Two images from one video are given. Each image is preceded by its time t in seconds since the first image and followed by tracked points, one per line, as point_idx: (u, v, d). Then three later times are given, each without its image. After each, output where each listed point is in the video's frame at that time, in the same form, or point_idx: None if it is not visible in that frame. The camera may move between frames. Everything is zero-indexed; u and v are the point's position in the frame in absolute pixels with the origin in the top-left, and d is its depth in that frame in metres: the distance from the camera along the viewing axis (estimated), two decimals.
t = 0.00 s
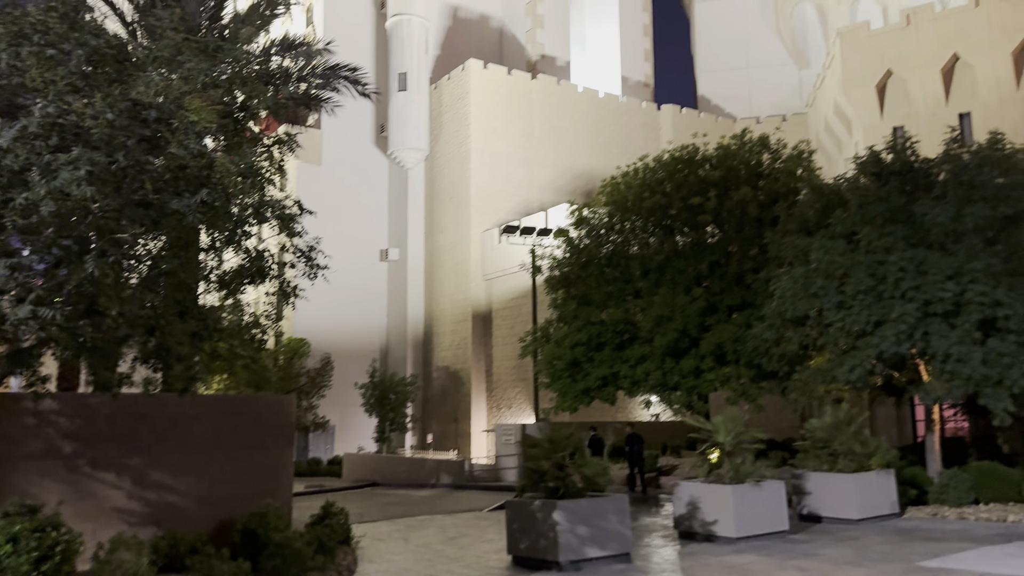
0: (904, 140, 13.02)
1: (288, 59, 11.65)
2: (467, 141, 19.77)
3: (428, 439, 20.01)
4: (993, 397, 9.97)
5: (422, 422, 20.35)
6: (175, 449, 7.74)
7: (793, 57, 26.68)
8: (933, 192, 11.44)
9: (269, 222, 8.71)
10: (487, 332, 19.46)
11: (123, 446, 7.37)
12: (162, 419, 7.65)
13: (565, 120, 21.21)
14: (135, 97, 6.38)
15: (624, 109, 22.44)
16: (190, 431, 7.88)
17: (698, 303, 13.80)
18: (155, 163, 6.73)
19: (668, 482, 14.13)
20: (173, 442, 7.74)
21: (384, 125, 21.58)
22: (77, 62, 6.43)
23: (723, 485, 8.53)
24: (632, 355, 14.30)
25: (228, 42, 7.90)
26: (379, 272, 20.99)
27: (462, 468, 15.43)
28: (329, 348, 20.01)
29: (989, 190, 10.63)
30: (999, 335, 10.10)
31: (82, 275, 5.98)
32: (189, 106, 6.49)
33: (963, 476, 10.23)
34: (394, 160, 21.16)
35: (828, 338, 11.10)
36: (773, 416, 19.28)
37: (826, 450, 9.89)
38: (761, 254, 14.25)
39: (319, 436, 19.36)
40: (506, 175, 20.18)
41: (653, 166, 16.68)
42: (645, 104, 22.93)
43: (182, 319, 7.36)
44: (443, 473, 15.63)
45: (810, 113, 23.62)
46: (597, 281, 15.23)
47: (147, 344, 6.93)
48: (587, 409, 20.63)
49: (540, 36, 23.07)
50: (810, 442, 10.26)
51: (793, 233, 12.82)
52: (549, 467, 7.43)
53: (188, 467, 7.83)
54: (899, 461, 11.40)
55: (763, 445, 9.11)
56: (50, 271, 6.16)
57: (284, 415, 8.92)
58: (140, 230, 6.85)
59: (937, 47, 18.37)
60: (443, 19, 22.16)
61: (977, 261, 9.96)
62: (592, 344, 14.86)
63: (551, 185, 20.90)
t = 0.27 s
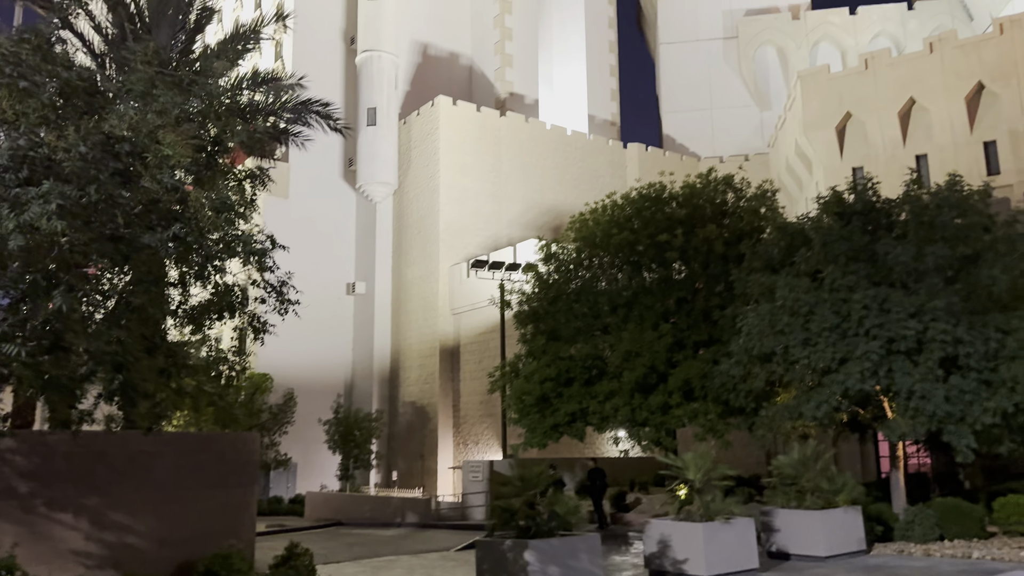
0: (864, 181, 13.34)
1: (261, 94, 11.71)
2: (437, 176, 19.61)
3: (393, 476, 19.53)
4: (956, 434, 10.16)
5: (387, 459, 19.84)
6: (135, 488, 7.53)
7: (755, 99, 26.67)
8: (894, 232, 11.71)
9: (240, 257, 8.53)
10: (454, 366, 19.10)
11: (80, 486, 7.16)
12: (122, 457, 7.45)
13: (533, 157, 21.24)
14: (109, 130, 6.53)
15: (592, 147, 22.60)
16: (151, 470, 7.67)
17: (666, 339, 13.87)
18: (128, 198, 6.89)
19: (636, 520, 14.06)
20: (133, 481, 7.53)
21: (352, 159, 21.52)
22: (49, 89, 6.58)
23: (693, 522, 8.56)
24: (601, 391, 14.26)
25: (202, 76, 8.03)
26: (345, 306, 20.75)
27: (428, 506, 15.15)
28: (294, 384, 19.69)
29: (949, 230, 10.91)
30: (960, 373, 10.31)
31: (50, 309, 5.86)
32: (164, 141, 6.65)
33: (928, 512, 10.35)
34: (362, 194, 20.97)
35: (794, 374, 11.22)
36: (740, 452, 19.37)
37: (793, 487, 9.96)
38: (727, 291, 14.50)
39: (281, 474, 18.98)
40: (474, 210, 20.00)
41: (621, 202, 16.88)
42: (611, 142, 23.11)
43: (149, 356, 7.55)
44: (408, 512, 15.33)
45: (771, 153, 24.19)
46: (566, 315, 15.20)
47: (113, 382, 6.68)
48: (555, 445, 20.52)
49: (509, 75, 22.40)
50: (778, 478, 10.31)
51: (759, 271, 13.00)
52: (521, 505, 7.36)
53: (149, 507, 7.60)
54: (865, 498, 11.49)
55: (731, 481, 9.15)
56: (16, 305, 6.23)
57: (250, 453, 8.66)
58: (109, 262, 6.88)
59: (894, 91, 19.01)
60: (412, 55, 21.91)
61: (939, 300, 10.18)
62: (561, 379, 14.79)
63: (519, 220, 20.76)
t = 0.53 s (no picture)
0: (839, 224, 13.54)
1: (243, 133, 11.76)
2: (416, 215, 19.27)
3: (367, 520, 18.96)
4: (933, 476, 10.24)
5: (361, 501, 19.34)
6: (106, 534, 7.57)
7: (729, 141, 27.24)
8: (868, 275, 11.88)
9: (220, 299, 8.52)
10: (432, 407, 18.77)
11: (49, 531, 7.15)
12: (93, 502, 7.50)
13: (511, 194, 20.94)
14: (92, 171, 7.10)
15: (570, 188, 22.37)
16: (123, 515, 7.74)
17: (645, 380, 13.83)
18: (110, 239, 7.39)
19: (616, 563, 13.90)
20: (104, 525, 7.58)
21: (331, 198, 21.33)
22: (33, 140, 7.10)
23: (674, 566, 8.51)
24: (580, 433, 14.12)
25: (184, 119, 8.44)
26: (321, 345, 20.47)
27: (403, 551, 14.83)
28: (267, 425, 19.33)
29: (923, 273, 11.09)
30: (936, 415, 10.41)
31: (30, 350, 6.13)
32: (149, 184, 7.22)
33: (909, 555, 10.34)
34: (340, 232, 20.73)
35: (773, 417, 11.24)
36: (719, 494, 19.30)
37: (773, 529, 9.95)
38: (704, 331, 14.61)
39: (252, 517, 18.69)
40: (453, 249, 19.65)
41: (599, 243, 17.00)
42: (589, 183, 22.98)
43: (127, 399, 7.48)
44: (384, 557, 15.01)
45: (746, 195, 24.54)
46: (545, 356, 15.14)
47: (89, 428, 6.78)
48: (534, 487, 20.31)
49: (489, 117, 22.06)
50: (758, 521, 10.30)
51: (736, 312, 13.08)
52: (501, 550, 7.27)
53: (119, 553, 7.64)
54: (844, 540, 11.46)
55: (710, 524, 9.14)
56: None
57: (222, 498, 8.86)
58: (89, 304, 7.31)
59: (865, 136, 19.47)
60: (392, 97, 21.57)
61: (914, 343, 10.32)
62: (540, 421, 14.64)
63: (497, 259, 20.41)
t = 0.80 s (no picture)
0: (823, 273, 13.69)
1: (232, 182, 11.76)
2: (403, 262, 19.22)
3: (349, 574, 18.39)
4: (923, 528, 10.11)
5: (344, 554, 18.85)
6: None
7: (712, 191, 27.57)
8: (854, 324, 11.98)
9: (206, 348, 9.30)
10: (418, 457, 18.40)
11: None
12: (72, 555, 8.32)
13: (500, 242, 21.04)
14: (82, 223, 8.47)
15: (557, 235, 22.50)
16: (100, 567, 8.52)
17: (634, 429, 13.71)
18: (99, 288, 8.65)
19: None
20: None
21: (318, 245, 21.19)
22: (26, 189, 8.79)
23: None
24: (569, 482, 13.84)
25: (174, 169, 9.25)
26: (307, 394, 20.15)
27: None
28: (249, 475, 18.93)
29: (909, 323, 11.23)
30: (925, 465, 10.41)
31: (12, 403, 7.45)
32: (138, 235, 8.50)
33: None
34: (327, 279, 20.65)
35: (762, 467, 11.18)
36: (709, 545, 19.08)
37: None
38: (692, 379, 14.53)
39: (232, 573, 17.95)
40: (440, 296, 19.59)
41: (586, 291, 17.10)
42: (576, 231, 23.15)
43: (112, 450, 8.56)
44: None
45: (732, 244, 24.72)
46: (533, 404, 14.97)
47: (74, 477, 7.92)
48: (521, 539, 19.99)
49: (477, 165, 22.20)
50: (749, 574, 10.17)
51: (724, 360, 13.10)
52: None
53: None
54: None
55: None
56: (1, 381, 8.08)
57: (203, 552, 9.47)
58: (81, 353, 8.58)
59: (847, 187, 19.80)
60: (381, 145, 21.75)
61: (901, 392, 10.38)
62: (528, 470, 14.35)
63: (485, 306, 20.38)
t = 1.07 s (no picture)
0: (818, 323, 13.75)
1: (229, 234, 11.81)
2: (397, 310, 19.18)
3: None
4: None
5: None
6: None
7: (706, 240, 27.71)
8: (850, 374, 11.95)
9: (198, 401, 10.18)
10: (411, 509, 18.03)
11: None
12: None
13: (495, 291, 21.06)
14: (78, 275, 9.41)
15: (552, 284, 22.55)
16: None
17: (631, 480, 13.51)
18: (94, 344, 9.56)
19: None
20: None
21: (313, 294, 21.15)
22: (24, 242, 9.81)
23: None
24: (565, 535, 13.55)
25: (168, 225, 10.28)
26: (299, 444, 19.89)
27: None
28: (239, 528, 18.60)
29: (904, 374, 11.26)
30: (926, 518, 10.25)
31: (5, 457, 8.25)
32: (132, 288, 9.50)
33: None
34: (322, 328, 20.58)
35: (761, 520, 11.00)
36: None
37: None
38: (689, 430, 14.39)
39: None
40: (435, 345, 19.48)
41: (581, 340, 17.16)
42: (571, 280, 23.22)
43: (101, 504, 9.08)
44: None
45: (726, 293, 24.80)
46: (528, 455, 14.82)
47: (63, 531, 8.63)
48: None
49: (472, 215, 22.32)
50: None
51: (720, 410, 13.01)
52: None
53: None
54: None
55: None
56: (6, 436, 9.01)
57: None
58: (74, 408, 9.40)
59: (839, 237, 20.01)
60: (377, 195, 21.96)
61: (898, 444, 10.31)
62: (523, 523, 14.08)
63: (480, 355, 20.27)
